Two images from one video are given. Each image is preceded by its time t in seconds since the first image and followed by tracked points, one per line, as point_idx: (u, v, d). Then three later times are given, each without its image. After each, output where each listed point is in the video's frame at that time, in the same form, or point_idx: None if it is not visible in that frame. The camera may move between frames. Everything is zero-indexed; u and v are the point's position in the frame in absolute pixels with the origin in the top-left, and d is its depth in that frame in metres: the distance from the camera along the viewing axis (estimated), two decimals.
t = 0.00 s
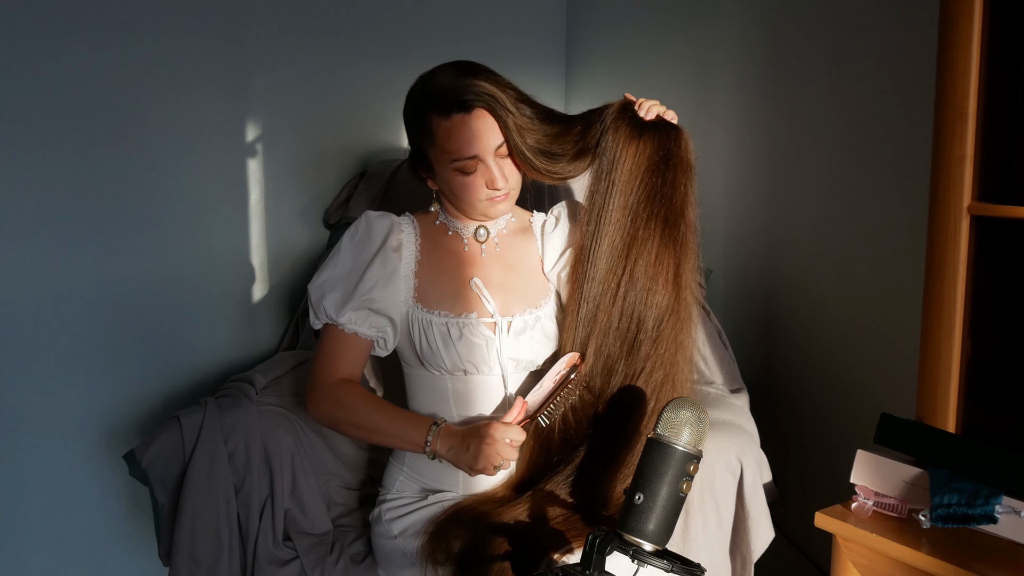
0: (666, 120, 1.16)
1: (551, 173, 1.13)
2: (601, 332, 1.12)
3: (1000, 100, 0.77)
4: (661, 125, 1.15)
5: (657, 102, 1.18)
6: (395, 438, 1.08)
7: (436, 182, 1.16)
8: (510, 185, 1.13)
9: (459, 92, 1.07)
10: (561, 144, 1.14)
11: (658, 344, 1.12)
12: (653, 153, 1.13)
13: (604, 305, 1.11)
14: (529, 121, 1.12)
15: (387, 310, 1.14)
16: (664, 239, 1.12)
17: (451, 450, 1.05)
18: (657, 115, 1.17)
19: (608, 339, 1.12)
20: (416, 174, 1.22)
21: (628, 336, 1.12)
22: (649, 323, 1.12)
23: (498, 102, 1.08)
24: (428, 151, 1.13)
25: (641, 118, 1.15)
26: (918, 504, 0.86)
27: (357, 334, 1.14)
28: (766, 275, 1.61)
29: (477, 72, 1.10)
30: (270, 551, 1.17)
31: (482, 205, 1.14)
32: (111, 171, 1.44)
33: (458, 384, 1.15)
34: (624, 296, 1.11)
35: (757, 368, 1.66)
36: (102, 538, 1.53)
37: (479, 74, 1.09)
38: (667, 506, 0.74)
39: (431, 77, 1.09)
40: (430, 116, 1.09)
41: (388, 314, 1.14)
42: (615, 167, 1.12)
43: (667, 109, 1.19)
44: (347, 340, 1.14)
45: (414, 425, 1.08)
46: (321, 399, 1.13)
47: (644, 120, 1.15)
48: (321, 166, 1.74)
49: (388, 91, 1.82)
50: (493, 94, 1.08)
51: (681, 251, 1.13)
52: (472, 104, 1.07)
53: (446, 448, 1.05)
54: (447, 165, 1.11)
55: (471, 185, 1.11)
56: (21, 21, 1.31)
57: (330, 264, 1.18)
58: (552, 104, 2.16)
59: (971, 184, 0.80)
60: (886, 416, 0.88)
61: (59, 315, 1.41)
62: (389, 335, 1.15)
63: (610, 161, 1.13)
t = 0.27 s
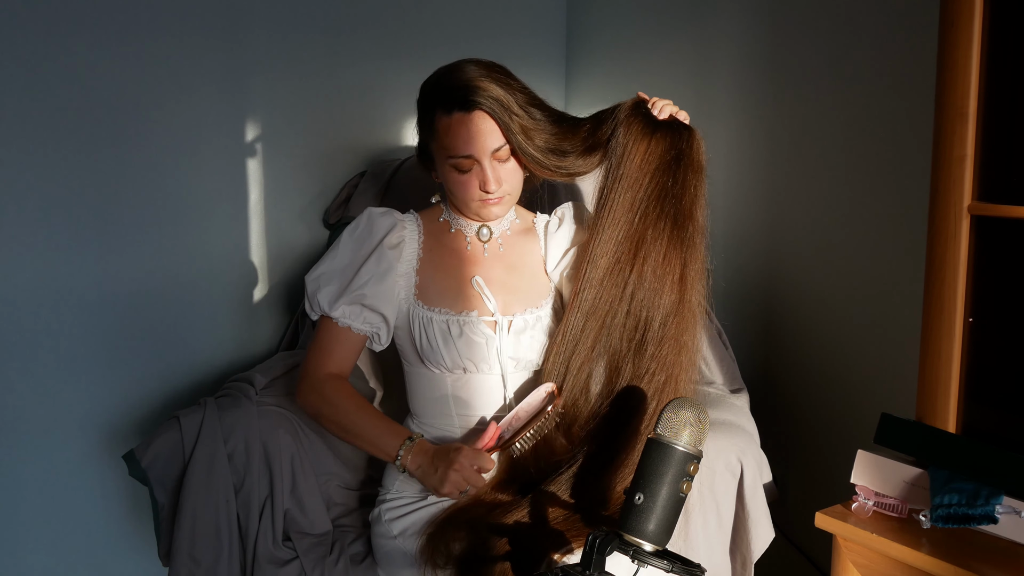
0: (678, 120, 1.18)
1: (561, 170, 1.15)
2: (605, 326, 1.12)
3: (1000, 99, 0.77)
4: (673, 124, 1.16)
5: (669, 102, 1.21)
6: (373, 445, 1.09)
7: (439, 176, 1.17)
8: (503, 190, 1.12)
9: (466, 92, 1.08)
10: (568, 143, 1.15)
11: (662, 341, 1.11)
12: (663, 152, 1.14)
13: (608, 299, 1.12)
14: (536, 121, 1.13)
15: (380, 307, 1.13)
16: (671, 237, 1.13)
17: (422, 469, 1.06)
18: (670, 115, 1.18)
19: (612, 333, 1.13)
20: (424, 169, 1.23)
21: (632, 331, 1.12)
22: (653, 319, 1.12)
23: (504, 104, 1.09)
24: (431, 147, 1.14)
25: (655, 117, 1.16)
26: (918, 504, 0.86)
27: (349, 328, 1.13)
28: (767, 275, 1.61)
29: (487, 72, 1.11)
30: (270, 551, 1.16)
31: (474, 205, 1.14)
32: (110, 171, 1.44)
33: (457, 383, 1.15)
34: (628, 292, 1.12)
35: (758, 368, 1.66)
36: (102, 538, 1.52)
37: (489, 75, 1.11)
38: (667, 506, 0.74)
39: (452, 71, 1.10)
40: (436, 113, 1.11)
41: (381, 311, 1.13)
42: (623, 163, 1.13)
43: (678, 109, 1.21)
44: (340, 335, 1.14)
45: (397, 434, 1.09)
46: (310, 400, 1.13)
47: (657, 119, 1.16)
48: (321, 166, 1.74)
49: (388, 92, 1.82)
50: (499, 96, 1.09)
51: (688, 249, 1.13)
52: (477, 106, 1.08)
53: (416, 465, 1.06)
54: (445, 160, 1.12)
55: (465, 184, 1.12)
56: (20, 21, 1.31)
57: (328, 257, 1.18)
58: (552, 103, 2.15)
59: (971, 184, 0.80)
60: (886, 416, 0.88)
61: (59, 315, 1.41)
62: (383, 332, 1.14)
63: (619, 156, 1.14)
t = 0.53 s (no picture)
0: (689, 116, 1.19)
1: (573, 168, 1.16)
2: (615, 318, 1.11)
3: (1000, 99, 0.77)
4: (686, 120, 1.17)
5: (679, 99, 1.22)
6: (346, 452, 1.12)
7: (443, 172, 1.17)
8: (503, 193, 1.13)
9: (480, 92, 1.08)
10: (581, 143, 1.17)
11: (671, 333, 1.12)
12: (676, 147, 1.14)
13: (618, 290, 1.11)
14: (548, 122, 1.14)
15: (375, 306, 1.14)
16: (682, 231, 1.13)
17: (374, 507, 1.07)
18: (681, 111, 1.19)
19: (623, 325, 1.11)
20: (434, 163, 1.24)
21: (643, 323, 1.11)
22: (663, 311, 1.11)
23: (515, 106, 1.10)
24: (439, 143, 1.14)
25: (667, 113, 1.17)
26: (918, 504, 0.86)
27: (346, 325, 1.15)
28: (768, 275, 1.61)
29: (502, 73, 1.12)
30: (270, 551, 1.16)
31: (473, 205, 1.14)
32: (110, 170, 1.44)
33: (459, 381, 1.15)
34: (639, 284, 1.11)
35: (757, 369, 1.66)
36: (101, 538, 1.52)
37: (503, 76, 1.11)
38: (667, 506, 0.74)
39: (468, 70, 1.11)
40: (448, 110, 1.11)
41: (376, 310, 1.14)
42: (635, 157, 1.14)
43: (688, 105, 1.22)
44: (334, 332, 1.15)
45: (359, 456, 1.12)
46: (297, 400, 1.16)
47: (669, 115, 1.17)
48: (321, 166, 1.74)
49: (388, 92, 1.82)
50: (512, 99, 1.10)
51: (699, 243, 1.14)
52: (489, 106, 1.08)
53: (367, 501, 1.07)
54: (450, 158, 1.12)
55: (467, 182, 1.12)
56: (19, 21, 1.31)
57: (328, 253, 1.19)
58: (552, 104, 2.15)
59: (971, 184, 0.80)
60: (886, 416, 0.89)
61: (58, 315, 1.41)
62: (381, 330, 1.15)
63: (632, 150, 1.14)
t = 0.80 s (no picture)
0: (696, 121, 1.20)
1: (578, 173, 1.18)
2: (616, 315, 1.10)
3: (1000, 99, 0.77)
4: (693, 125, 1.18)
5: (687, 104, 1.23)
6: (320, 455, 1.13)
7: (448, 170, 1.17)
8: (507, 194, 1.13)
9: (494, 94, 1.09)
10: (587, 148, 1.18)
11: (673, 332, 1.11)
12: (680, 149, 1.15)
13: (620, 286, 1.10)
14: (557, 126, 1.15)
15: (377, 304, 1.13)
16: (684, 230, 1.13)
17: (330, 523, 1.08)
18: (689, 117, 1.21)
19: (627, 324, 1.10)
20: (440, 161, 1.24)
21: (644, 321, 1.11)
22: (666, 314, 1.11)
23: (526, 109, 1.10)
24: (448, 141, 1.14)
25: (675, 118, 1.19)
26: (918, 504, 0.86)
27: (349, 324, 1.14)
28: (768, 275, 1.61)
29: (515, 75, 1.12)
30: (270, 550, 1.16)
31: (475, 203, 1.14)
32: (110, 170, 1.44)
33: (460, 380, 1.15)
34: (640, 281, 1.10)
35: (758, 369, 1.66)
36: (101, 538, 1.52)
37: (515, 78, 1.12)
38: (667, 506, 0.74)
39: (482, 70, 1.11)
40: (459, 110, 1.11)
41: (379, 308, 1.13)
42: (640, 158, 1.15)
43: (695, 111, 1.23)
44: (336, 329, 1.15)
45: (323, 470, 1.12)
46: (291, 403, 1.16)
47: (676, 119, 1.18)
48: (321, 166, 1.74)
49: (388, 92, 1.82)
50: (525, 101, 1.11)
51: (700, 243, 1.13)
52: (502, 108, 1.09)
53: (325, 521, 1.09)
54: (456, 155, 1.12)
55: (471, 180, 1.12)
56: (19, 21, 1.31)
57: (332, 251, 1.19)
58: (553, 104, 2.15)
59: (971, 184, 0.80)
60: (886, 416, 0.89)
61: (58, 315, 1.41)
62: (385, 327, 1.14)
63: (637, 151, 1.15)
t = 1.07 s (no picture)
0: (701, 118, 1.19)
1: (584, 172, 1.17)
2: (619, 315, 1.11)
3: (1000, 98, 0.77)
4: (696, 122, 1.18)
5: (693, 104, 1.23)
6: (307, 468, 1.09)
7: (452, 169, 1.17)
8: (509, 194, 1.13)
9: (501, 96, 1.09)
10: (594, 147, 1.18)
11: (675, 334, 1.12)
12: (684, 150, 1.15)
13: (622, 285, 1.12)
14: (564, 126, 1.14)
15: (382, 305, 1.12)
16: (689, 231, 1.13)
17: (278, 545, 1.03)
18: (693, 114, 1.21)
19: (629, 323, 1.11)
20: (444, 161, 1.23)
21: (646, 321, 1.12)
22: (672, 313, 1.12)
23: (530, 109, 1.10)
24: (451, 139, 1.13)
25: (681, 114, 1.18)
26: (918, 504, 0.86)
27: (353, 328, 1.13)
28: (768, 275, 1.61)
29: (520, 74, 1.12)
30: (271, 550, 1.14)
31: (478, 203, 1.15)
32: (110, 171, 1.44)
33: (462, 381, 1.15)
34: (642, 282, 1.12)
35: (758, 369, 1.66)
36: (101, 538, 1.52)
37: (520, 79, 1.11)
38: (667, 506, 0.73)
39: (489, 68, 1.11)
40: (465, 112, 1.10)
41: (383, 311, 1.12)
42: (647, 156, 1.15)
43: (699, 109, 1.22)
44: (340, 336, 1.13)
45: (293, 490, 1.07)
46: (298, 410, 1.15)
47: (680, 118, 1.18)
48: (321, 166, 1.74)
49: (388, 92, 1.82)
50: (531, 103, 1.10)
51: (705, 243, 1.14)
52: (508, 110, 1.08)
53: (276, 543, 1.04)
54: (460, 154, 1.11)
55: (474, 179, 1.12)
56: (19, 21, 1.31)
57: (334, 255, 1.18)
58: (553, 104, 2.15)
59: (971, 184, 0.80)
60: (886, 416, 0.89)
61: (58, 315, 1.41)
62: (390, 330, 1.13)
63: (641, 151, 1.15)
